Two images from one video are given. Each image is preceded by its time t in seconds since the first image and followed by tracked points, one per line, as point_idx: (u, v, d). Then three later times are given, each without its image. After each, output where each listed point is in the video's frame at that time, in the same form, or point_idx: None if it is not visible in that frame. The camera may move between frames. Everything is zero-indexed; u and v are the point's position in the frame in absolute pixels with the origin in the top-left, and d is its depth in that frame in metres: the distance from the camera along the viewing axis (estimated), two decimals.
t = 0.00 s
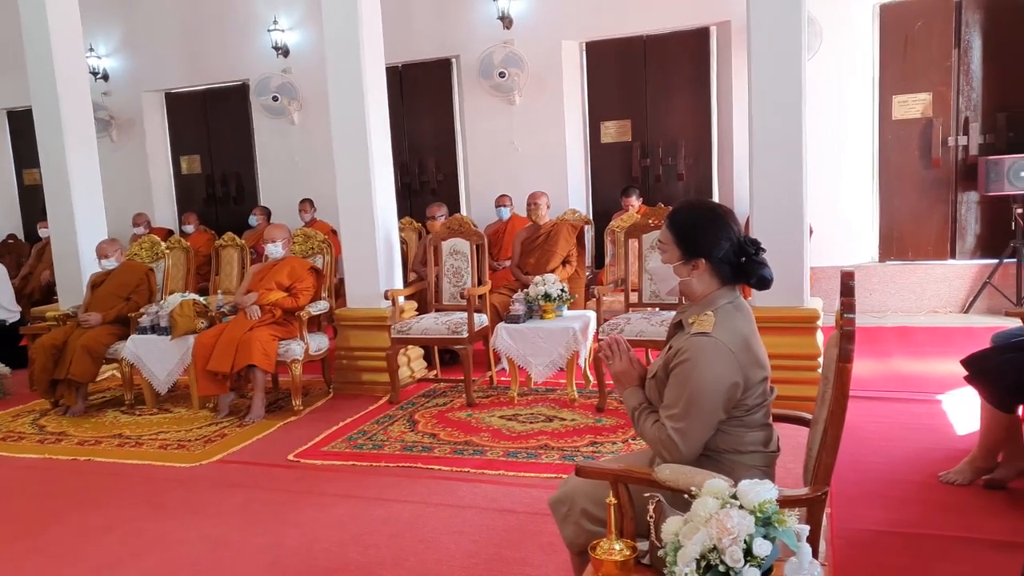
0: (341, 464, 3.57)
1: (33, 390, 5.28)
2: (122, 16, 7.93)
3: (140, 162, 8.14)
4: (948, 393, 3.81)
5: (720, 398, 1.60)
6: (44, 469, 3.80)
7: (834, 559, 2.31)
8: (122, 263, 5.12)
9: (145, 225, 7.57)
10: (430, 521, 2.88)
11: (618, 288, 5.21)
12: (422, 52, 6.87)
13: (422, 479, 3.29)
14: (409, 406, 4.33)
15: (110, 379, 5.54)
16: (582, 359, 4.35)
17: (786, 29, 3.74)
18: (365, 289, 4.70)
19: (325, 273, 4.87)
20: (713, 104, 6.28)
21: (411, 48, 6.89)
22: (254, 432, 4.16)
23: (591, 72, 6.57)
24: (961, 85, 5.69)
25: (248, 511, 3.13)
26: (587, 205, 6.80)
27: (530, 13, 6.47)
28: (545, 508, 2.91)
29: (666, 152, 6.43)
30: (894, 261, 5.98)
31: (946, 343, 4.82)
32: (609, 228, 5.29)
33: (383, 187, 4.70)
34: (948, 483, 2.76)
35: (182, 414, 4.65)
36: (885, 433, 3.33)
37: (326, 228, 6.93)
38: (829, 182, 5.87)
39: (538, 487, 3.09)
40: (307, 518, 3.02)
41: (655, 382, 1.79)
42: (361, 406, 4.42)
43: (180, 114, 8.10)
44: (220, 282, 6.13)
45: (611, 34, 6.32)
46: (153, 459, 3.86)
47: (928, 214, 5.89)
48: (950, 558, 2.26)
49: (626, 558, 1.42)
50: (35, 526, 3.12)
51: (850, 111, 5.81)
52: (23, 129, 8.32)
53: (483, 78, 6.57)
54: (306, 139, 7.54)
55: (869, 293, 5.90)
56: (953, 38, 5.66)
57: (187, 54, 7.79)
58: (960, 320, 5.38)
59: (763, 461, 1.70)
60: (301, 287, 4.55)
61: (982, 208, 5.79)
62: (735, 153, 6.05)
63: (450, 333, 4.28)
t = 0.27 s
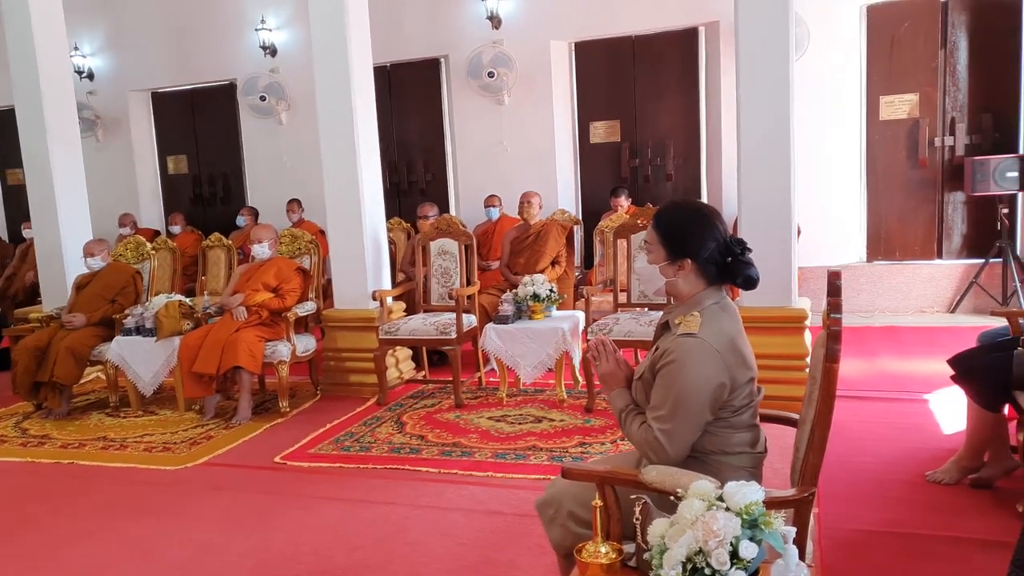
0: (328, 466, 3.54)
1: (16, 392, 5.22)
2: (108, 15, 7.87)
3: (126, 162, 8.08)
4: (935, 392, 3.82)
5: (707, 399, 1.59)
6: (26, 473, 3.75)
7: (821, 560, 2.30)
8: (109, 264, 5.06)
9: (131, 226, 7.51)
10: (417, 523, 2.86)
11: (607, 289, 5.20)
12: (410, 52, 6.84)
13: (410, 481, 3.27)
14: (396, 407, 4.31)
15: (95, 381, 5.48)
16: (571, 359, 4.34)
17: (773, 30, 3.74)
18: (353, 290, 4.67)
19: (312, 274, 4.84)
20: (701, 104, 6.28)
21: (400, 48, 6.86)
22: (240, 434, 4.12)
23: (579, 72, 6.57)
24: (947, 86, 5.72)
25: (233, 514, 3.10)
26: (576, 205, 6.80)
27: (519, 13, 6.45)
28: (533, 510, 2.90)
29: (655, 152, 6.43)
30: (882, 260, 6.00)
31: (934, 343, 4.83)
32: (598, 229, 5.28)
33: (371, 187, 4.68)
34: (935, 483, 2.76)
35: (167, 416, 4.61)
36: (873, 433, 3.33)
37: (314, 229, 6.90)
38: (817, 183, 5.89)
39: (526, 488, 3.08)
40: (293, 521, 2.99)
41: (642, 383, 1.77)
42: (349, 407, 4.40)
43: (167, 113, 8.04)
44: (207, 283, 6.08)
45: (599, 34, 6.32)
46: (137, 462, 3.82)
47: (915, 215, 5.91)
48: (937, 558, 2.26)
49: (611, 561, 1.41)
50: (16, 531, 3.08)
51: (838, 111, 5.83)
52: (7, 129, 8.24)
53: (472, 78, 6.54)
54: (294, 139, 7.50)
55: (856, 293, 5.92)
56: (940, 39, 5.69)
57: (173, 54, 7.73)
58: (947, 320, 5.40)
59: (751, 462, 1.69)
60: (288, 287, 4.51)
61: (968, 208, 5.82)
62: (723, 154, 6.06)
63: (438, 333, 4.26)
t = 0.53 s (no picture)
0: (311, 469, 3.50)
1: None
2: (90, 14, 7.78)
3: (109, 162, 7.99)
4: (921, 392, 3.82)
5: (688, 401, 1.56)
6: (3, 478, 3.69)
7: (806, 562, 2.29)
8: (91, 265, 4.99)
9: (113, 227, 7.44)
10: (399, 527, 2.83)
11: (593, 289, 5.18)
12: (396, 51, 6.80)
13: (393, 484, 3.23)
14: (381, 410, 4.27)
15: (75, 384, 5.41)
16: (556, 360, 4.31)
17: (758, 29, 3.73)
18: (337, 291, 4.63)
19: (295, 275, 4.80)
20: (687, 104, 6.27)
21: (385, 48, 6.82)
22: (222, 437, 4.07)
23: (566, 72, 6.55)
24: (932, 86, 5.73)
25: (213, 519, 3.05)
26: (563, 205, 6.77)
27: (505, 13, 6.43)
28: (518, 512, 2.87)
29: (641, 152, 6.41)
30: (867, 260, 6.01)
31: (919, 342, 4.84)
32: (584, 229, 5.26)
33: (355, 187, 4.63)
34: (920, 483, 2.75)
35: (149, 419, 4.54)
36: (858, 433, 3.32)
37: (299, 230, 6.85)
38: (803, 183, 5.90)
39: (510, 491, 3.05)
40: (274, 525, 2.95)
41: (624, 385, 1.75)
42: (333, 410, 4.35)
43: (150, 113, 7.96)
44: (190, 284, 6.02)
45: (585, 34, 6.30)
46: (117, 466, 3.76)
47: (900, 215, 5.93)
48: (922, 559, 2.25)
49: (590, 567, 1.39)
50: None
51: (823, 112, 5.84)
52: None
53: (458, 77, 6.51)
54: (278, 139, 7.44)
55: (842, 293, 5.93)
56: (925, 40, 5.71)
57: (156, 53, 7.66)
58: (932, 319, 5.41)
59: (733, 465, 1.67)
60: (271, 289, 4.46)
61: (953, 207, 5.84)
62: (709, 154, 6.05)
63: (423, 335, 4.22)
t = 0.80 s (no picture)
0: (295, 473, 3.45)
1: None
2: (74, 12, 7.70)
3: (94, 162, 7.91)
4: (910, 392, 3.80)
5: (674, 403, 1.53)
6: None
7: (794, 565, 2.26)
8: (75, 266, 4.91)
9: (98, 228, 7.36)
10: (384, 531, 2.78)
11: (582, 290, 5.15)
12: (384, 50, 6.75)
13: (378, 488, 3.19)
14: (367, 412, 4.22)
15: (58, 386, 5.34)
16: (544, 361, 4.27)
17: (746, 27, 3.71)
18: (322, 292, 4.58)
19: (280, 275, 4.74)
20: (676, 104, 6.25)
21: (372, 47, 6.77)
22: (206, 440, 4.01)
23: (554, 72, 6.51)
24: (920, 86, 5.73)
25: (194, 524, 3.00)
26: (552, 206, 6.74)
27: (493, 12, 6.39)
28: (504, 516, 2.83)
29: (630, 152, 6.39)
30: (856, 260, 6.00)
31: (908, 342, 4.83)
32: (573, 229, 5.23)
33: (341, 187, 4.58)
34: (909, 484, 2.73)
35: (131, 422, 4.48)
36: (847, 433, 3.30)
37: (286, 230, 6.79)
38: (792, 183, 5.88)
39: (496, 494, 3.01)
40: (256, 530, 2.90)
41: (608, 387, 1.71)
42: (319, 412, 4.30)
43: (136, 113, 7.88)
44: (175, 286, 5.94)
45: (574, 33, 6.27)
46: (98, 470, 3.70)
47: (889, 215, 5.92)
48: (911, 562, 2.22)
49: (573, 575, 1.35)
50: None
51: (812, 111, 5.83)
52: None
53: (446, 77, 6.47)
54: (265, 139, 7.37)
55: (831, 293, 5.92)
56: (913, 39, 5.71)
57: (141, 52, 7.58)
58: (921, 319, 5.41)
59: (719, 469, 1.64)
60: (255, 290, 4.41)
61: (942, 207, 5.84)
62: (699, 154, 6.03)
63: (409, 336, 4.18)
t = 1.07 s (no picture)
0: (281, 475, 3.39)
1: None
2: (61, 10, 7.62)
3: (82, 162, 7.82)
4: (902, 392, 3.78)
5: (662, 405, 1.49)
6: None
7: (787, 569, 2.22)
8: (60, 267, 4.85)
9: (86, 228, 7.29)
10: (371, 535, 2.73)
11: (573, 290, 5.12)
12: (374, 48, 6.70)
13: (366, 491, 3.14)
14: (356, 413, 4.17)
15: (43, 388, 5.27)
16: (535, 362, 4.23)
17: (737, 24, 3.68)
18: (311, 292, 4.52)
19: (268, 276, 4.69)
20: (668, 103, 6.22)
21: (362, 45, 6.72)
22: (192, 442, 3.96)
23: (546, 71, 6.48)
24: (912, 84, 5.72)
25: (178, 528, 2.94)
26: (543, 206, 6.70)
27: (484, 10, 6.35)
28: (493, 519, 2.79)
29: (622, 151, 6.36)
30: (848, 260, 5.98)
31: (900, 342, 4.82)
32: (564, 228, 5.19)
33: (329, 186, 4.53)
34: (903, 486, 2.70)
35: (117, 425, 4.41)
36: (839, 434, 3.27)
37: (275, 230, 6.73)
38: (785, 183, 5.85)
39: (485, 497, 2.97)
40: (241, 534, 2.85)
41: (596, 388, 1.67)
42: (307, 414, 4.25)
43: (124, 112, 7.80)
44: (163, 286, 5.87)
45: (566, 32, 6.23)
46: (82, 473, 3.64)
47: (881, 214, 5.91)
48: (906, 565, 2.19)
49: None
50: None
51: (805, 111, 5.80)
52: None
53: (437, 76, 6.43)
54: (255, 138, 7.31)
55: (823, 293, 5.90)
56: (905, 38, 5.69)
57: (129, 50, 7.51)
58: (913, 319, 5.39)
59: (710, 472, 1.60)
60: (242, 290, 4.36)
61: (934, 206, 5.82)
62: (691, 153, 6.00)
63: (398, 337, 4.13)
